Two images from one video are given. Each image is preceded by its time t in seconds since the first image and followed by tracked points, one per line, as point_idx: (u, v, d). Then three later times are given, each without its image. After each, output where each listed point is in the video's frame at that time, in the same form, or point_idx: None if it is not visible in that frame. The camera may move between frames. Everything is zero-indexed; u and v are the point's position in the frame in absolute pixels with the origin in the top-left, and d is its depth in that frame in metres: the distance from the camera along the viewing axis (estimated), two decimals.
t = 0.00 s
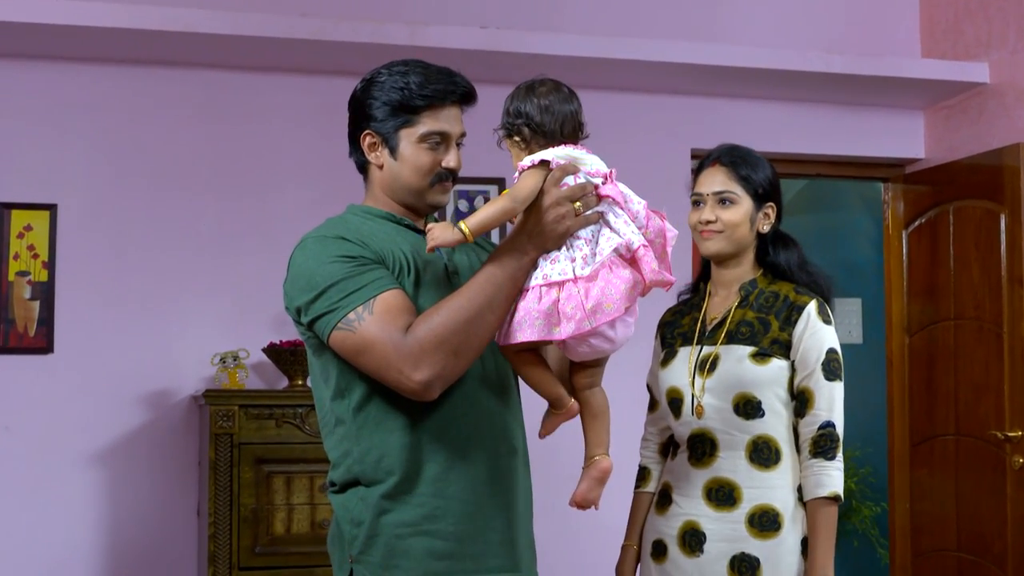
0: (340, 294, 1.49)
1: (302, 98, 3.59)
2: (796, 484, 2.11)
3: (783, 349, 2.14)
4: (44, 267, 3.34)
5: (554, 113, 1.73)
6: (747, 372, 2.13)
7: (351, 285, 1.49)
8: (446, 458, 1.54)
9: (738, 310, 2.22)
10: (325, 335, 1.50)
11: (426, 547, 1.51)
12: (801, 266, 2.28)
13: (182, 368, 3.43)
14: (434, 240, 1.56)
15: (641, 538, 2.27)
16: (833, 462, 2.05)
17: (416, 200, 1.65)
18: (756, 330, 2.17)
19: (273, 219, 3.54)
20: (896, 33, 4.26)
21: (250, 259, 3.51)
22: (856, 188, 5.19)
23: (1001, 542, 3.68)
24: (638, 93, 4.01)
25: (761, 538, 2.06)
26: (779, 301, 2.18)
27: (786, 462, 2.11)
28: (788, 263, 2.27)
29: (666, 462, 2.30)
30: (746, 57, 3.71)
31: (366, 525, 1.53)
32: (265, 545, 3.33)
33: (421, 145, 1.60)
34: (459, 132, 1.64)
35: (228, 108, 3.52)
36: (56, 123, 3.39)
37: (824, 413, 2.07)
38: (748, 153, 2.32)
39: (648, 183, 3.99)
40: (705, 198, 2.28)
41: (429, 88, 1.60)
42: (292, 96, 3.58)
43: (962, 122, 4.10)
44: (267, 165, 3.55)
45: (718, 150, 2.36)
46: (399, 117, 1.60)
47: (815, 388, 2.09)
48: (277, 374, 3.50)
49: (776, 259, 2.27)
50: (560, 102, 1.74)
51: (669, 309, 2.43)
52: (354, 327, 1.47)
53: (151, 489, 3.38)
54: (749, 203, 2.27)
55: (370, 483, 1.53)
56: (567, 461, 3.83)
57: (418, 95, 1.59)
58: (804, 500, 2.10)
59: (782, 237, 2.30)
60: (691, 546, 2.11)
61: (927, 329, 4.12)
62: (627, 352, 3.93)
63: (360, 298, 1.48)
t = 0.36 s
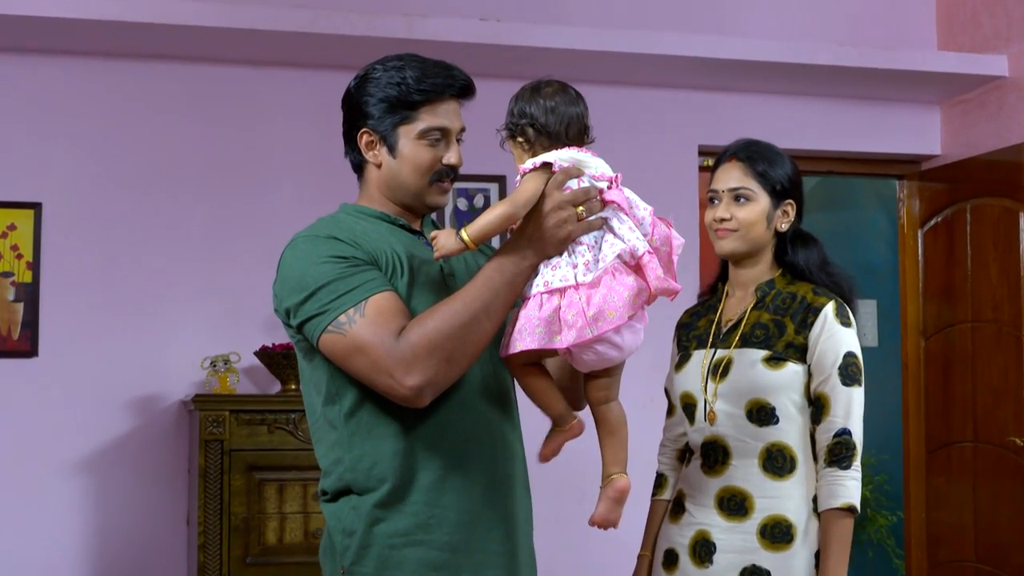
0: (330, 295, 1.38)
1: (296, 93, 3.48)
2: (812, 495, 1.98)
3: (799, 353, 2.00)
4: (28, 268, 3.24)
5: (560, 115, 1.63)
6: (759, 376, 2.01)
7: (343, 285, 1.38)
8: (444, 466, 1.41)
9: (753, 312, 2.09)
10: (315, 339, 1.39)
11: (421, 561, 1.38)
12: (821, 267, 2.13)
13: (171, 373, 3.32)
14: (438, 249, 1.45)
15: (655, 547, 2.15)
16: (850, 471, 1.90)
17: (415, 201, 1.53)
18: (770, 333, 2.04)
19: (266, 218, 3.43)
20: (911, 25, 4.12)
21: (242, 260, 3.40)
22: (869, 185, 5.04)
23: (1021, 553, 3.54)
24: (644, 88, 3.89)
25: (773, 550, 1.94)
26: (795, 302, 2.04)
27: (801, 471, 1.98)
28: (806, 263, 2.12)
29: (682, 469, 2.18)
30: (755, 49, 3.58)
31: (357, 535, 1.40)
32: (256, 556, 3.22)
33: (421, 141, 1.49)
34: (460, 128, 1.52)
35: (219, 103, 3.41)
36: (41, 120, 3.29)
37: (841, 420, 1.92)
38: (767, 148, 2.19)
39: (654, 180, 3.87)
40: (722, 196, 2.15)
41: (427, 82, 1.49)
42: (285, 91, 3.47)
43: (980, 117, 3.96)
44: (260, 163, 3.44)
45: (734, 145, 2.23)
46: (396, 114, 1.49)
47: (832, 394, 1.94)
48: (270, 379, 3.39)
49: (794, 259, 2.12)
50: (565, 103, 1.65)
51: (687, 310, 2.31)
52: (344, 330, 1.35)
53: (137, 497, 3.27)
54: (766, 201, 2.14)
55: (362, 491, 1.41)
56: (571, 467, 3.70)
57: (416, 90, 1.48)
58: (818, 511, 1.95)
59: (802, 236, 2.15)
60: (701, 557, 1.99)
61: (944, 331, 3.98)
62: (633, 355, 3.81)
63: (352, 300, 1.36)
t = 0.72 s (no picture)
0: (319, 298, 1.29)
1: (290, 91, 3.39)
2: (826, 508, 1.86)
3: (810, 361, 1.89)
4: (13, 270, 3.16)
5: (566, 112, 1.56)
6: (769, 385, 1.90)
7: (333, 288, 1.29)
8: (438, 475, 1.35)
9: (766, 318, 1.99)
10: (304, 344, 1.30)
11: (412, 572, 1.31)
12: (837, 270, 2.01)
13: (160, 378, 3.24)
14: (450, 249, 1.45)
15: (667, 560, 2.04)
16: (863, 484, 1.79)
17: (413, 199, 1.44)
18: (781, 340, 1.94)
19: (259, 219, 3.34)
20: (923, 20, 4.01)
21: (233, 262, 3.31)
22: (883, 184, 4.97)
23: None
24: (647, 85, 3.78)
25: (786, 565, 1.83)
26: (807, 308, 1.93)
27: (814, 483, 1.87)
28: (821, 267, 2.00)
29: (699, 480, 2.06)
30: (762, 45, 3.48)
31: (348, 547, 1.33)
32: (246, 567, 3.13)
33: (413, 136, 1.39)
34: (453, 119, 1.43)
35: (210, 101, 3.33)
36: (26, 118, 3.21)
37: (853, 431, 1.81)
38: (780, 147, 2.08)
39: (658, 180, 3.77)
40: (733, 197, 2.05)
41: (417, 74, 1.39)
42: (278, 89, 3.38)
43: (994, 115, 3.84)
44: (252, 163, 3.35)
45: (747, 144, 2.12)
46: (385, 109, 1.40)
47: (845, 404, 1.83)
48: (262, 385, 3.30)
49: (808, 262, 2.01)
50: (569, 100, 1.58)
51: (703, 315, 2.20)
52: (332, 335, 1.27)
53: (125, 505, 3.20)
54: (778, 202, 2.03)
55: (354, 501, 1.33)
56: (572, 476, 3.60)
57: (404, 83, 1.39)
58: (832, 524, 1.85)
59: (818, 238, 2.03)
60: (711, 571, 1.89)
61: (957, 335, 3.87)
62: (636, 359, 3.70)
63: (343, 303, 1.28)
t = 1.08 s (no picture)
0: (311, 304, 1.25)
1: (281, 91, 3.36)
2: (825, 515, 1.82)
3: (807, 368, 1.86)
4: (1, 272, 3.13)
5: (555, 121, 1.58)
6: (765, 393, 1.87)
7: (324, 294, 1.25)
8: (429, 484, 1.32)
9: (761, 325, 1.95)
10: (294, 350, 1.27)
11: None
12: (834, 274, 1.97)
13: (151, 381, 3.21)
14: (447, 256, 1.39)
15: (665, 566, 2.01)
16: (863, 492, 1.75)
17: (396, 196, 1.41)
18: (777, 347, 1.90)
19: (250, 220, 3.31)
20: (923, 18, 3.97)
21: (224, 263, 3.28)
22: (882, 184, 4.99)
23: None
24: (643, 85, 3.75)
25: (783, 572, 1.79)
26: (803, 313, 1.89)
27: (812, 490, 1.83)
28: (817, 271, 1.96)
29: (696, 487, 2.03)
30: (759, 44, 3.44)
31: (337, 553, 1.30)
32: (237, 571, 3.09)
33: (391, 132, 1.36)
34: (429, 110, 1.40)
35: (200, 101, 3.29)
36: (15, 118, 3.17)
37: (852, 438, 1.77)
38: (776, 147, 2.04)
39: (654, 181, 3.73)
40: (728, 198, 2.02)
41: (388, 68, 1.37)
42: (270, 88, 3.35)
43: (994, 114, 3.80)
44: (243, 163, 3.32)
45: (743, 144, 2.08)
46: (359, 108, 1.37)
47: (843, 411, 1.79)
48: (253, 388, 3.27)
49: (803, 266, 1.97)
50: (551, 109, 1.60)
51: (698, 319, 2.17)
52: (324, 340, 1.24)
53: (115, 509, 3.17)
54: (773, 203, 1.99)
55: (343, 507, 1.31)
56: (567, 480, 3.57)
57: (375, 79, 1.36)
58: (831, 531, 1.81)
59: (814, 241, 1.99)
60: None
61: (957, 337, 3.83)
62: (632, 362, 3.67)
63: (335, 309, 1.24)
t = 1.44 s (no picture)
0: (340, 303, 1.24)
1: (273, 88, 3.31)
2: (807, 517, 1.78)
3: (790, 367, 1.81)
4: None
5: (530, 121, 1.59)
6: (747, 392, 1.82)
7: (353, 293, 1.25)
8: (437, 481, 1.35)
9: (743, 323, 1.90)
10: (319, 350, 1.25)
11: None
12: (817, 274, 1.94)
13: (140, 382, 3.17)
14: (449, 257, 1.41)
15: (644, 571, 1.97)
16: (846, 493, 1.69)
17: (384, 190, 1.42)
18: (760, 345, 1.85)
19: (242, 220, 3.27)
20: (926, 15, 3.91)
21: (215, 263, 3.24)
22: (885, 184, 5.00)
23: None
24: (641, 82, 3.70)
25: None
26: (786, 312, 1.85)
27: (794, 492, 1.78)
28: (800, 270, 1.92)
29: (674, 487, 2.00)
30: (759, 42, 3.39)
31: (335, 559, 1.33)
32: None
33: (376, 127, 1.36)
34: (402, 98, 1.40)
35: (191, 100, 3.25)
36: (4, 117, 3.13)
37: (835, 438, 1.72)
38: (762, 144, 1.98)
39: (653, 180, 3.68)
40: (710, 193, 1.95)
41: (363, 62, 1.36)
42: (261, 86, 3.31)
43: (998, 112, 3.75)
44: (234, 162, 3.28)
45: (726, 141, 2.03)
46: (340, 107, 1.35)
47: (826, 410, 1.74)
48: (245, 389, 3.22)
49: (787, 265, 1.93)
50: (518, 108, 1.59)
51: (678, 319, 2.13)
52: (366, 341, 1.23)
53: (106, 513, 3.13)
54: (757, 201, 1.93)
55: (346, 512, 1.34)
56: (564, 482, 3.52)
57: (353, 76, 1.34)
58: (813, 534, 1.76)
59: (797, 240, 1.96)
60: None
61: (959, 339, 3.79)
62: (631, 363, 3.62)
63: (368, 308, 1.24)
